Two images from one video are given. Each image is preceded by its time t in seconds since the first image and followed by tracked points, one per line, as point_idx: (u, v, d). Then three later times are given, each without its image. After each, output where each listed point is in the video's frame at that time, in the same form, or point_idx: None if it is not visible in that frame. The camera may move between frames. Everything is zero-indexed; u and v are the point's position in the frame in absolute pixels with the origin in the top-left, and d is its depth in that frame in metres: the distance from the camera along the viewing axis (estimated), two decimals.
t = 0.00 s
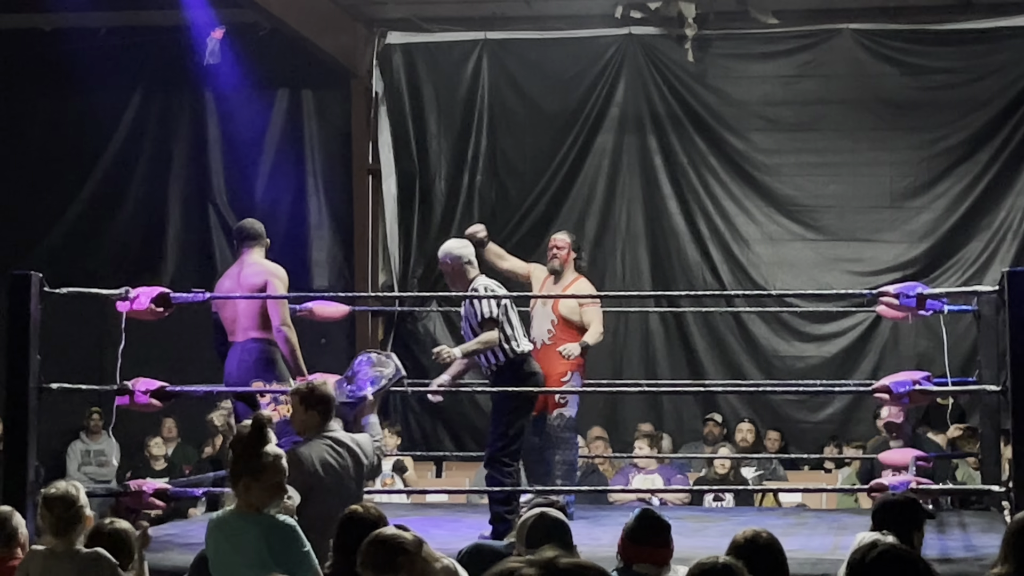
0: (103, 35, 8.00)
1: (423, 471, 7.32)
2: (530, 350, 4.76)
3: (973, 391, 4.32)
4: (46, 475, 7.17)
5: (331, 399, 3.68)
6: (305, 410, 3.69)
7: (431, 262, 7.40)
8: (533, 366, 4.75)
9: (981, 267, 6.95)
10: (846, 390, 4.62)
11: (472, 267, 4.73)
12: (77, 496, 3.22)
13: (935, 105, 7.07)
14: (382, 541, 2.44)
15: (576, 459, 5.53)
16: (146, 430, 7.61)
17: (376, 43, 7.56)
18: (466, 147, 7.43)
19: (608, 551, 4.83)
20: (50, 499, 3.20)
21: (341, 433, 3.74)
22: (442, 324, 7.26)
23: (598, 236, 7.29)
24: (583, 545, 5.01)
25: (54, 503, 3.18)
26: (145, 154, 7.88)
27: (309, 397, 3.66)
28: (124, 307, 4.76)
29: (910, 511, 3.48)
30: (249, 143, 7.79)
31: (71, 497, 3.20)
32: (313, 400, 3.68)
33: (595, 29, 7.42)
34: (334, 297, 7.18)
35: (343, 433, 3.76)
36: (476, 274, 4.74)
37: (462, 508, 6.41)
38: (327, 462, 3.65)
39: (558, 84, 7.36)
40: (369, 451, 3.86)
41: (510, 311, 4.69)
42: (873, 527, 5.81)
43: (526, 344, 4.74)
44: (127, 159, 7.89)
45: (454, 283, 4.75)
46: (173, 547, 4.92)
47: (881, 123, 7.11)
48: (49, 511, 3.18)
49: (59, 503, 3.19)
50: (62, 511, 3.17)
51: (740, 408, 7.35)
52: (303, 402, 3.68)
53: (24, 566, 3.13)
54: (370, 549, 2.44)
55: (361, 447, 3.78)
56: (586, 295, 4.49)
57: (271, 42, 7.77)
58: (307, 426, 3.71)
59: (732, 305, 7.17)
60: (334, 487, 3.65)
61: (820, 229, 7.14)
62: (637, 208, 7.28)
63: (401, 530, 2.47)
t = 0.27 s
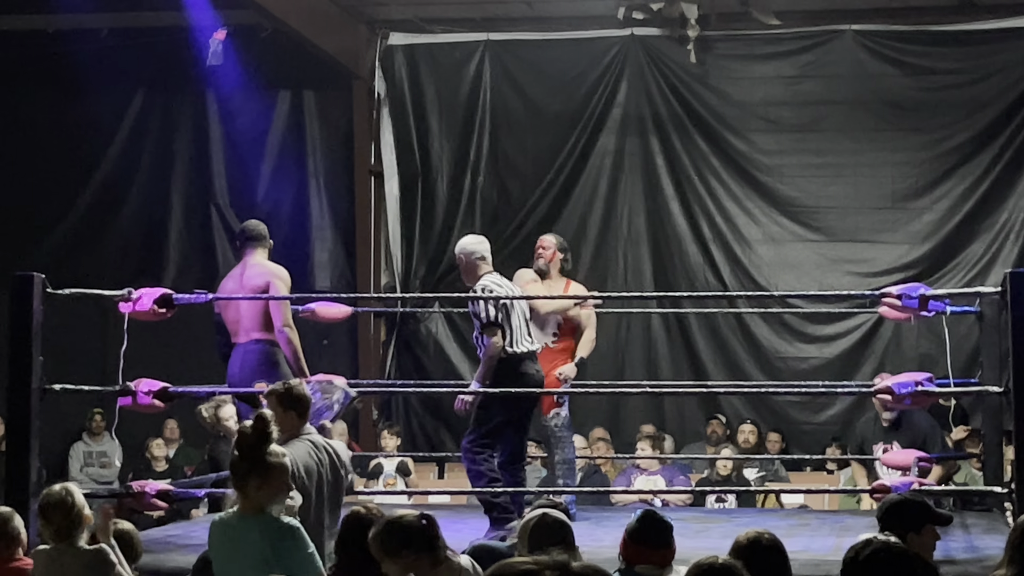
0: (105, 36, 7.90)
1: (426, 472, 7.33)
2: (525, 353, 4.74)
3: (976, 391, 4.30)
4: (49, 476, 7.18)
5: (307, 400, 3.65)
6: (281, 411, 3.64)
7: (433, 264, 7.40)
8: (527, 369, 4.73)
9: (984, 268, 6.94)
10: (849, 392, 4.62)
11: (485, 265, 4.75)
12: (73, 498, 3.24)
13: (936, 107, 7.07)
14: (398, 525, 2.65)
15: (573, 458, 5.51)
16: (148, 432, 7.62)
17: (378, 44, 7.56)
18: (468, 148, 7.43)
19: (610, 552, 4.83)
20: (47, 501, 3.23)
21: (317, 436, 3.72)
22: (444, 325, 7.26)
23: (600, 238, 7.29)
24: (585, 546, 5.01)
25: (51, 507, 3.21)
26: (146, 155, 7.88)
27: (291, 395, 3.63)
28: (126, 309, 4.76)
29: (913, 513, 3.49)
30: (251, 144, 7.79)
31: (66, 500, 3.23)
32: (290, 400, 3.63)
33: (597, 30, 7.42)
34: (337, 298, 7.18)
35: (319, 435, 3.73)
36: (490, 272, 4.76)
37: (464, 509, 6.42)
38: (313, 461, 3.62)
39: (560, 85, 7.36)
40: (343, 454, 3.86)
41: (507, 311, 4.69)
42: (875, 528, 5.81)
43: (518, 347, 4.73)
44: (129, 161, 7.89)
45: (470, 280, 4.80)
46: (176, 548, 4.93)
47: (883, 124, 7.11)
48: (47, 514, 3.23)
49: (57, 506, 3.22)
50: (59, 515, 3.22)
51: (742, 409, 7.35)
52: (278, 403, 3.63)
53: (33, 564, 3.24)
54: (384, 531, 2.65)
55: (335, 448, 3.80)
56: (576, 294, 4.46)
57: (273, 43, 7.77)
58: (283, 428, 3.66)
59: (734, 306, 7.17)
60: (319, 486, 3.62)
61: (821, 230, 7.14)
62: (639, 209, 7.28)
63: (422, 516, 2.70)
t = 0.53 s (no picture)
0: (106, 38, 7.98)
1: (427, 474, 7.33)
2: (509, 356, 4.70)
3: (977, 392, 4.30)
4: (50, 478, 7.18)
5: (282, 403, 3.88)
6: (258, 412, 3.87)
7: (434, 265, 7.41)
8: (505, 372, 4.70)
9: (985, 269, 6.94)
10: (850, 393, 4.62)
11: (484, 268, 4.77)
12: (72, 499, 3.25)
13: (938, 108, 7.07)
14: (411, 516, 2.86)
15: (569, 459, 5.44)
16: (149, 433, 7.62)
17: (379, 45, 7.56)
18: (468, 149, 7.43)
19: (612, 554, 4.84)
20: (46, 506, 3.24)
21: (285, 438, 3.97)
22: (446, 327, 7.26)
23: (601, 239, 7.28)
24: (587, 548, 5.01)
25: (51, 510, 3.22)
26: (147, 156, 7.88)
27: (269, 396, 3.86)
28: (128, 310, 4.75)
29: (916, 514, 3.48)
30: (252, 146, 7.79)
31: (65, 502, 3.23)
32: (265, 402, 3.87)
33: (598, 31, 7.42)
34: (338, 299, 7.18)
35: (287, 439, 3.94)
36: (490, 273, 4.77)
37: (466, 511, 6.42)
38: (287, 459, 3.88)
39: (561, 86, 7.36)
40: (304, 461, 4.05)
41: (489, 312, 4.66)
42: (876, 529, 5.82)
43: (500, 349, 4.69)
44: (130, 162, 7.89)
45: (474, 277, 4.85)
46: (178, 551, 4.93)
47: (885, 125, 7.11)
48: (47, 518, 3.23)
49: (56, 509, 3.23)
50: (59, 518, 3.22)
51: (743, 410, 7.35)
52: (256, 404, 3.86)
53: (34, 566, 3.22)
54: (399, 523, 2.86)
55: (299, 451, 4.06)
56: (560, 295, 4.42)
57: (274, 44, 7.76)
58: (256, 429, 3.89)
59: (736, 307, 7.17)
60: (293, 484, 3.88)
61: (823, 231, 7.14)
62: (640, 210, 7.28)
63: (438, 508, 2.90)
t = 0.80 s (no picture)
0: (105, 39, 7.81)
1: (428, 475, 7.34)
2: (487, 362, 4.72)
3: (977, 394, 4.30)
4: (50, 480, 7.18)
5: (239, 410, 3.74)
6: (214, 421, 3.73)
7: (434, 267, 7.42)
8: (481, 378, 4.74)
9: (985, 270, 6.94)
10: (850, 395, 4.62)
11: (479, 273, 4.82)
12: (76, 501, 3.19)
13: (938, 109, 7.07)
14: (421, 510, 2.94)
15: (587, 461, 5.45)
16: (150, 435, 7.63)
17: (379, 47, 7.56)
18: (469, 151, 7.43)
19: (611, 555, 4.84)
20: (49, 507, 3.19)
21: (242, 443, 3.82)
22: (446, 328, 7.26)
23: (601, 241, 7.28)
24: (586, 549, 5.01)
25: (55, 510, 3.16)
26: (147, 158, 7.88)
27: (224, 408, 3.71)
28: (128, 312, 4.75)
29: (915, 515, 3.48)
30: (252, 148, 7.79)
31: (69, 502, 3.18)
32: (223, 411, 3.73)
33: (598, 33, 7.41)
34: (339, 301, 7.18)
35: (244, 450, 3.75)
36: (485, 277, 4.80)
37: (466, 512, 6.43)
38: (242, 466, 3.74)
39: (562, 88, 7.36)
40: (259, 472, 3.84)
41: (465, 319, 4.71)
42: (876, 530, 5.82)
43: (476, 356, 4.73)
44: (130, 164, 7.89)
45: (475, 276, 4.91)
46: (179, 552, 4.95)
47: (884, 127, 7.12)
48: (50, 519, 3.17)
49: (59, 510, 3.17)
50: (63, 519, 3.16)
51: (743, 411, 7.36)
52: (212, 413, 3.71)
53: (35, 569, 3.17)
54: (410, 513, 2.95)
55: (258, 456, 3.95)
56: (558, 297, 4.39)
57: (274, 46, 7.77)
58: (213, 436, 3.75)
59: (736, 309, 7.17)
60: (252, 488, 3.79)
61: (823, 233, 7.14)
62: (640, 212, 7.27)
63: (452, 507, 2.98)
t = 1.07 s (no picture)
0: (105, 42, 7.95)
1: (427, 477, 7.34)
2: (473, 363, 4.74)
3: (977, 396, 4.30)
4: (49, 482, 7.18)
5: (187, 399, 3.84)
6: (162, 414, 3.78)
7: (434, 268, 7.42)
8: (465, 378, 4.76)
9: (984, 272, 6.95)
10: (849, 396, 4.62)
11: (482, 276, 4.82)
12: (86, 502, 3.23)
13: (937, 111, 7.08)
14: (424, 511, 2.95)
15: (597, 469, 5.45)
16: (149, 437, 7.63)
17: (379, 49, 7.56)
18: (468, 153, 7.43)
19: (611, 557, 4.85)
20: (59, 506, 3.20)
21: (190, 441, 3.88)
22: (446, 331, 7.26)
23: (600, 243, 7.29)
24: (586, 551, 5.01)
25: (65, 509, 3.18)
26: (147, 160, 7.88)
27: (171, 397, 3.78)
28: (127, 314, 4.75)
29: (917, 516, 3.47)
30: (252, 150, 7.79)
31: (79, 503, 3.21)
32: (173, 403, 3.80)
33: (597, 35, 7.42)
34: (338, 303, 7.19)
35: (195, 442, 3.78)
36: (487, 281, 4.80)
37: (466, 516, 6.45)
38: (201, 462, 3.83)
39: (561, 90, 7.37)
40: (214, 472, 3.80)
41: (455, 320, 4.75)
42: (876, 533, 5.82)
43: (464, 357, 4.75)
44: (130, 166, 7.89)
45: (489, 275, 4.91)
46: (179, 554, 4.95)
47: (884, 129, 7.12)
48: (59, 517, 3.19)
49: (68, 509, 3.19)
50: (73, 518, 3.18)
51: (743, 413, 7.36)
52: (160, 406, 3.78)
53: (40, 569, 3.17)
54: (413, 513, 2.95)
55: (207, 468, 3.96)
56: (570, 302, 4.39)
57: (274, 48, 7.77)
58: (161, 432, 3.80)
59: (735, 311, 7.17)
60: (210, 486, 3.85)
61: (823, 235, 7.14)
62: (640, 214, 7.27)
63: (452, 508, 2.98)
